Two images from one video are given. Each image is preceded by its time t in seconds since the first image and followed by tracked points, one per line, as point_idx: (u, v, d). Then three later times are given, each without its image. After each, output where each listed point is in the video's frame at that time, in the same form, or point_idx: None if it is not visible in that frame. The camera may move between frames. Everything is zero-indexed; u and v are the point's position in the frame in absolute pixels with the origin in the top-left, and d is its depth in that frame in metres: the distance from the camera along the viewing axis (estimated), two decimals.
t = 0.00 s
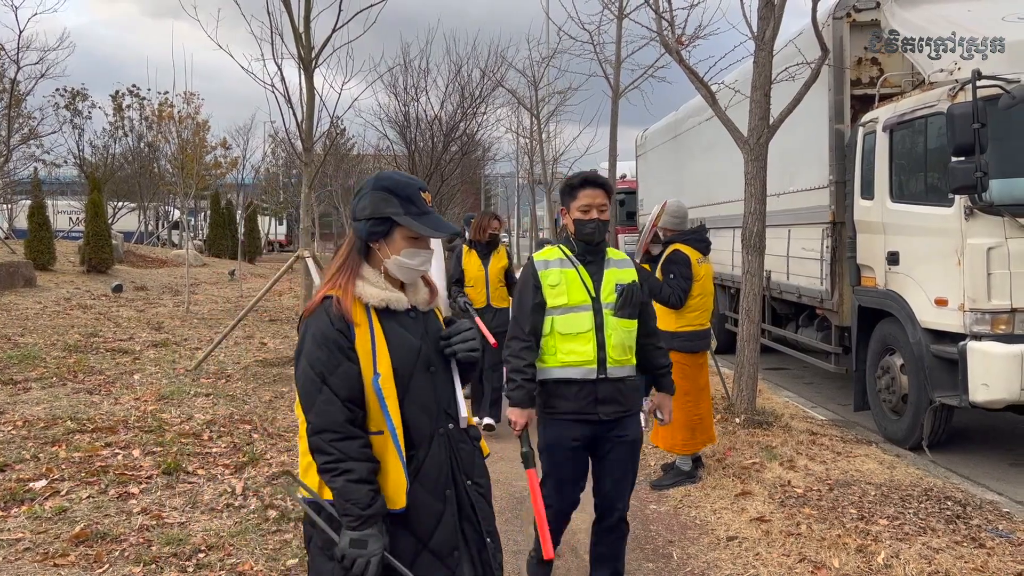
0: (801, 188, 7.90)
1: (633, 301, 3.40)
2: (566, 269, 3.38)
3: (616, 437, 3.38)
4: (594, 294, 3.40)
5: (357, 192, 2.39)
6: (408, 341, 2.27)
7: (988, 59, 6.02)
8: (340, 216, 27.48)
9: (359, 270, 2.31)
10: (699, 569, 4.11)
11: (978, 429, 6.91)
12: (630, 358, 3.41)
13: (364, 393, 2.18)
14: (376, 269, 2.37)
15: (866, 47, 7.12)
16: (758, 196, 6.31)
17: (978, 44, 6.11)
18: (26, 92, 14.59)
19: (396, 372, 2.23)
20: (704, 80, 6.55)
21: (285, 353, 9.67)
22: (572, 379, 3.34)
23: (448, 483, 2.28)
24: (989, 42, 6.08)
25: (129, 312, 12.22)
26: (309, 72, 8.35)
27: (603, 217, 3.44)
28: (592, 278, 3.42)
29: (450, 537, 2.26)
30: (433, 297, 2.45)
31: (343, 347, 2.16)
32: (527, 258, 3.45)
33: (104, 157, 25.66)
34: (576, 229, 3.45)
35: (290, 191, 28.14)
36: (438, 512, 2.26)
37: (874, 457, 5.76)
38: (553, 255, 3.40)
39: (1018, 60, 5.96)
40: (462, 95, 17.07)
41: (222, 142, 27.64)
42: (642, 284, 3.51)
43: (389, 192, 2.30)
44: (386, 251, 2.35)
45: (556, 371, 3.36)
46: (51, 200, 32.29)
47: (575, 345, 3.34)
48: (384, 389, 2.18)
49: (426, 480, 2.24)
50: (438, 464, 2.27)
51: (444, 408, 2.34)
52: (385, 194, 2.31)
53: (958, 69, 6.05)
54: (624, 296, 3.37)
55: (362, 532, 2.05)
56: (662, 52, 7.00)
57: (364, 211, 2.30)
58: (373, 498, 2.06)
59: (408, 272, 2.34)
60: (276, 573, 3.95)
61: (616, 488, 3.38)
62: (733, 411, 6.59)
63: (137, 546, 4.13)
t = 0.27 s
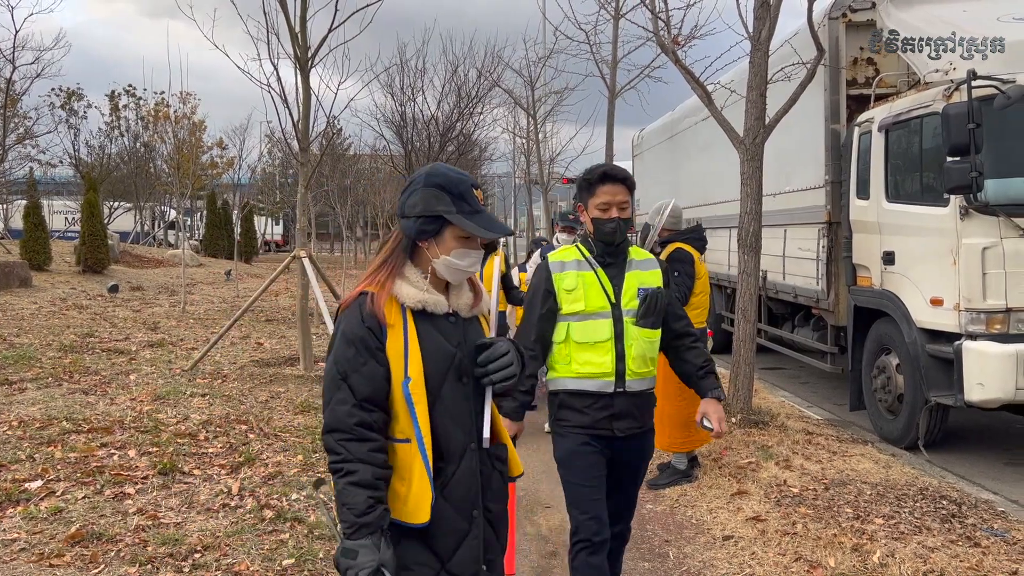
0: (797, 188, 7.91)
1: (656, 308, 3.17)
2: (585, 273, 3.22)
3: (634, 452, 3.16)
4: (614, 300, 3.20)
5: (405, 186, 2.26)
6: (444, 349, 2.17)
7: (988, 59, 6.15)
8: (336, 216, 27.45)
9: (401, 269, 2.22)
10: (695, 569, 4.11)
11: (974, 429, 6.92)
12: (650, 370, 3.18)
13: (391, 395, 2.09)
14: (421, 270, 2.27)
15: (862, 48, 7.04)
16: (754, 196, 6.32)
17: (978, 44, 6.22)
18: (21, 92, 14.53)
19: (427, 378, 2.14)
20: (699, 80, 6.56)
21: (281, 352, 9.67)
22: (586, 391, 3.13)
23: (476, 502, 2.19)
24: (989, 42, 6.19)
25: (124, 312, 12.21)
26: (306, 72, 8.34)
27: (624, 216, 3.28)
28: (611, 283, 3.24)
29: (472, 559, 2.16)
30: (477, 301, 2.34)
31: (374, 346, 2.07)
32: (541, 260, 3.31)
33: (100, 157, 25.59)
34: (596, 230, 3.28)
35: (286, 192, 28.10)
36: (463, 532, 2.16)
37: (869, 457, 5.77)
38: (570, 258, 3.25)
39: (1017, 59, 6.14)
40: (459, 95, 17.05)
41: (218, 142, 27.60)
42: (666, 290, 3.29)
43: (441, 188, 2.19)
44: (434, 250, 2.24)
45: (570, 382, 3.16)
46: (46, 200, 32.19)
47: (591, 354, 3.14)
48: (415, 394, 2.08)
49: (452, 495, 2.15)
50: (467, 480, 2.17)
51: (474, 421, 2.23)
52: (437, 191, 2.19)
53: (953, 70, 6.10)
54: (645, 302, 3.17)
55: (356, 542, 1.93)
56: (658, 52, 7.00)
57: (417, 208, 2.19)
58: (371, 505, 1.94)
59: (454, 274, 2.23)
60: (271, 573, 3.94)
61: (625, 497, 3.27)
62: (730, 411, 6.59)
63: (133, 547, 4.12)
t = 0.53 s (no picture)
0: (793, 188, 7.93)
1: (678, 313, 2.91)
2: (598, 275, 2.96)
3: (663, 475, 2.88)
4: (632, 304, 2.93)
5: (437, 193, 2.05)
6: (480, 371, 1.96)
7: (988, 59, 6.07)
8: (333, 216, 27.47)
9: (431, 286, 2.01)
10: (692, 569, 4.11)
11: (969, 430, 6.93)
12: (671, 382, 2.94)
13: (418, 426, 1.89)
14: (452, 285, 2.06)
15: (857, 49, 7.14)
16: (751, 196, 6.32)
17: (978, 43, 6.13)
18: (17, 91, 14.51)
19: (461, 405, 1.92)
20: (695, 80, 6.56)
21: (277, 352, 9.67)
22: (601, 404, 2.88)
23: (515, 544, 1.94)
24: (989, 42, 6.11)
25: (120, 312, 12.21)
26: (301, 72, 8.32)
27: (638, 211, 3.07)
28: (627, 284, 2.97)
29: None
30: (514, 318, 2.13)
31: (398, 373, 1.87)
32: (551, 261, 3.08)
33: (96, 157, 25.56)
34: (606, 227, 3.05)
35: (282, 192, 28.10)
36: None
37: (865, 457, 5.78)
38: (582, 258, 3.02)
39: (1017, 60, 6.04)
40: (455, 95, 17.03)
41: (214, 142, 27.59)
42: (688, 292, 3.02)
43: (477, 198, 1.97)
44: (468, 264, 2.03)
45: (583, 397, 2.91)
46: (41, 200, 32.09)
47: (607, 364, 2.89)
48: (445, 423, 1.87)
49: (492, 537, 1.92)
50: (505, 520, 1.94)
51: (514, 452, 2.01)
52: (473, 201, 1.97)
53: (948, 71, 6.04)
54: (665, 307, 2.91)
55: None
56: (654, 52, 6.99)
57: (450, 218, 1.97)
58: (356, 559, 1.78)
59: (489, 292, 2.02)
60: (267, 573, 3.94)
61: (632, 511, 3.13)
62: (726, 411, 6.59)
63: (128, 548, 4.10)
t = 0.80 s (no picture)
0: (788, 189, 7.97)
1: (709, 319, 2.73)
2: (622, 276, 2.76)
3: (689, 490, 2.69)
4: (659, 309, 2.74)
5: (473, 176, 1.92)
6: (524, 369, 1.85)
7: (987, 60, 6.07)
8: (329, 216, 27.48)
9: (471, 278, 1.91)
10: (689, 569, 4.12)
11: (964, 430, 6.96)
12: (699, 394, 2.75)
13: (455, 428, 1.78)
14: (490, 278, 1.97)
15: (853, 50, 7.13)
16: (747, 196, 6.33)
17: (978, 44, 6.11)
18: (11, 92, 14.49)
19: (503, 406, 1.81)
20: (692, 81, 6.57)
21: (274, 352, 9.68)
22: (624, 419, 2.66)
23: (558, 556, 1.84)
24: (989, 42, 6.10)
25: (116, 313, 12.20)
26: (298, 73, 8.31)
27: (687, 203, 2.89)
28: (653, 288, 2.78)
29: None
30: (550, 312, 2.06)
31: (436, 372, 1.75)
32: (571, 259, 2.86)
33: (91, 157, 25.50)
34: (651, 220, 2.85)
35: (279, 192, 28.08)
36: None
37: (861, 457, 5.80)
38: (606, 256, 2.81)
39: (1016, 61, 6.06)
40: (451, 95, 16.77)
41: (210, 143, 27.57)
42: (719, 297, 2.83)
43: (526, 183, 1.87)
44: (510, 256, 1.94)
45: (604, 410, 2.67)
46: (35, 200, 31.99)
47: (632, 374, 2.69)
48: (485, 426, 1.76)
49: (534, 549, 1.81)
50: (548, 530, 1.83)
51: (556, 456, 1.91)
52: (521, 186, 1.88)
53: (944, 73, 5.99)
54: (695, 312, 2.73)
55: None
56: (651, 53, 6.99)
57: (495, 205, 1.86)
58: None
59: (531, 284, 1.95)
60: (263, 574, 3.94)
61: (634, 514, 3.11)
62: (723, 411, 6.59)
63: (124, 549, 4.10)
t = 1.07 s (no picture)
0: (784, 190, 7.99)
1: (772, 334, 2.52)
2: (677, 285, 2.53)
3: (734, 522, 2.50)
4: (718, 323, 2.51)
5: (508, 184, 1.87)
6: (563, 378, 1.83)
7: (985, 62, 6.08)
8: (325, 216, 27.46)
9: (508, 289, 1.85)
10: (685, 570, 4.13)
11: (960, 430, 6.99)
12: (760, 416, 2.53)
13: (514, 443, 1.70)
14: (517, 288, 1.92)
15: (850, 51, 7.14)
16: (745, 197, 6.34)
17: (978, 43, 6.16)
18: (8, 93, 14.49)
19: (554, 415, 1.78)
20: (689, 83, 6.58)
21: (270, 353, 9.68)
22: (678, 443, 2.46)
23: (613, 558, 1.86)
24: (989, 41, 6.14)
25: (112, 313, 12.19)
26: (295, 73, 8.31)
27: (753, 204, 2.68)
28: (710, 299, 2.55)
29: None
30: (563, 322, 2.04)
31: (493, 388, 1.67)
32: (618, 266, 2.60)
33: (88, 157, 25.44)
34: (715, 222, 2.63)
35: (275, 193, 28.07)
36: None
37: (858, 457, 5.82)
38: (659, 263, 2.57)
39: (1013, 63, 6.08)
40: (449, 96, 16.97)
41: (207, 143, 27.57)
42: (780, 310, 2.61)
43: (563, 193, 1.87)
44: (543, 266, 1.90)
45: (658, 435, 2.48)
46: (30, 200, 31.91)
47: (690, 394, 2.46)
48: (545, 435, 1.72)
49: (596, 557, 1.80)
50: (602, 535, 1.83)
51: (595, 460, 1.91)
52: (558, 196, 1.86)
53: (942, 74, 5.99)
54: (758, 325, 2.52)
55: None
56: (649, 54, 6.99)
57: (538, 214, 1.83)
58: None
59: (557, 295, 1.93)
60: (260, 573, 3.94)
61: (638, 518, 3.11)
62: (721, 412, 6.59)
63: (121, 549, 4.09)
